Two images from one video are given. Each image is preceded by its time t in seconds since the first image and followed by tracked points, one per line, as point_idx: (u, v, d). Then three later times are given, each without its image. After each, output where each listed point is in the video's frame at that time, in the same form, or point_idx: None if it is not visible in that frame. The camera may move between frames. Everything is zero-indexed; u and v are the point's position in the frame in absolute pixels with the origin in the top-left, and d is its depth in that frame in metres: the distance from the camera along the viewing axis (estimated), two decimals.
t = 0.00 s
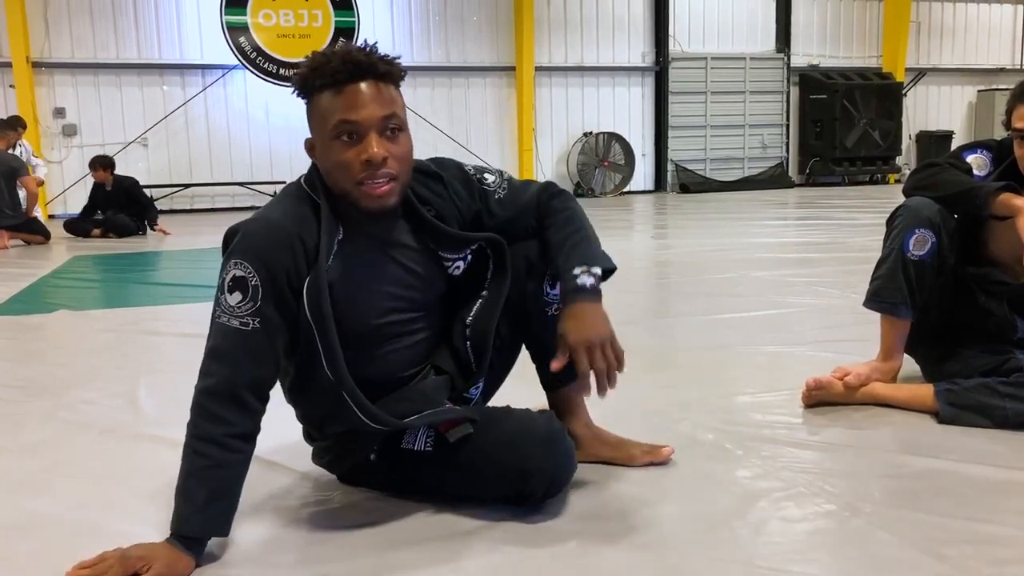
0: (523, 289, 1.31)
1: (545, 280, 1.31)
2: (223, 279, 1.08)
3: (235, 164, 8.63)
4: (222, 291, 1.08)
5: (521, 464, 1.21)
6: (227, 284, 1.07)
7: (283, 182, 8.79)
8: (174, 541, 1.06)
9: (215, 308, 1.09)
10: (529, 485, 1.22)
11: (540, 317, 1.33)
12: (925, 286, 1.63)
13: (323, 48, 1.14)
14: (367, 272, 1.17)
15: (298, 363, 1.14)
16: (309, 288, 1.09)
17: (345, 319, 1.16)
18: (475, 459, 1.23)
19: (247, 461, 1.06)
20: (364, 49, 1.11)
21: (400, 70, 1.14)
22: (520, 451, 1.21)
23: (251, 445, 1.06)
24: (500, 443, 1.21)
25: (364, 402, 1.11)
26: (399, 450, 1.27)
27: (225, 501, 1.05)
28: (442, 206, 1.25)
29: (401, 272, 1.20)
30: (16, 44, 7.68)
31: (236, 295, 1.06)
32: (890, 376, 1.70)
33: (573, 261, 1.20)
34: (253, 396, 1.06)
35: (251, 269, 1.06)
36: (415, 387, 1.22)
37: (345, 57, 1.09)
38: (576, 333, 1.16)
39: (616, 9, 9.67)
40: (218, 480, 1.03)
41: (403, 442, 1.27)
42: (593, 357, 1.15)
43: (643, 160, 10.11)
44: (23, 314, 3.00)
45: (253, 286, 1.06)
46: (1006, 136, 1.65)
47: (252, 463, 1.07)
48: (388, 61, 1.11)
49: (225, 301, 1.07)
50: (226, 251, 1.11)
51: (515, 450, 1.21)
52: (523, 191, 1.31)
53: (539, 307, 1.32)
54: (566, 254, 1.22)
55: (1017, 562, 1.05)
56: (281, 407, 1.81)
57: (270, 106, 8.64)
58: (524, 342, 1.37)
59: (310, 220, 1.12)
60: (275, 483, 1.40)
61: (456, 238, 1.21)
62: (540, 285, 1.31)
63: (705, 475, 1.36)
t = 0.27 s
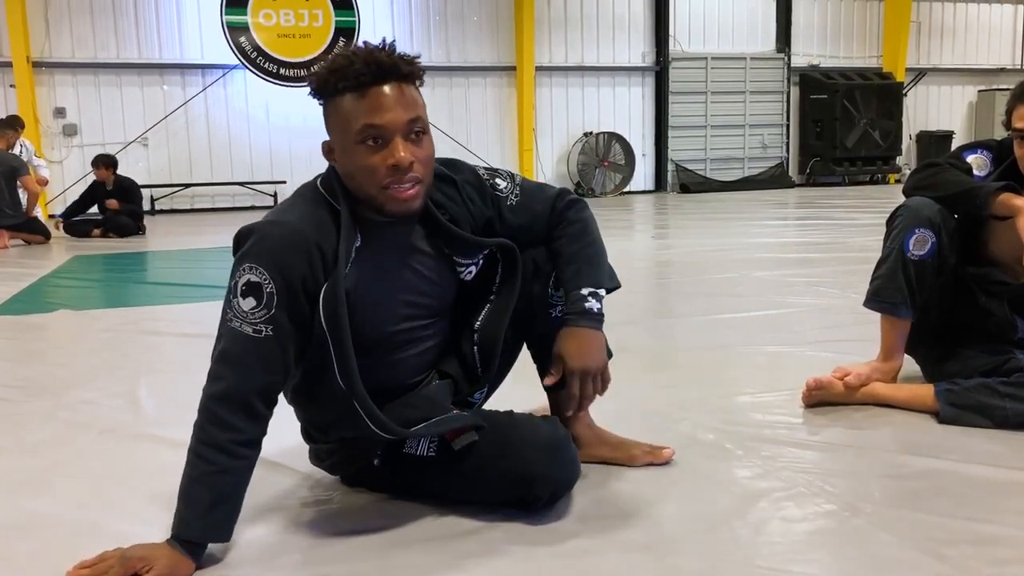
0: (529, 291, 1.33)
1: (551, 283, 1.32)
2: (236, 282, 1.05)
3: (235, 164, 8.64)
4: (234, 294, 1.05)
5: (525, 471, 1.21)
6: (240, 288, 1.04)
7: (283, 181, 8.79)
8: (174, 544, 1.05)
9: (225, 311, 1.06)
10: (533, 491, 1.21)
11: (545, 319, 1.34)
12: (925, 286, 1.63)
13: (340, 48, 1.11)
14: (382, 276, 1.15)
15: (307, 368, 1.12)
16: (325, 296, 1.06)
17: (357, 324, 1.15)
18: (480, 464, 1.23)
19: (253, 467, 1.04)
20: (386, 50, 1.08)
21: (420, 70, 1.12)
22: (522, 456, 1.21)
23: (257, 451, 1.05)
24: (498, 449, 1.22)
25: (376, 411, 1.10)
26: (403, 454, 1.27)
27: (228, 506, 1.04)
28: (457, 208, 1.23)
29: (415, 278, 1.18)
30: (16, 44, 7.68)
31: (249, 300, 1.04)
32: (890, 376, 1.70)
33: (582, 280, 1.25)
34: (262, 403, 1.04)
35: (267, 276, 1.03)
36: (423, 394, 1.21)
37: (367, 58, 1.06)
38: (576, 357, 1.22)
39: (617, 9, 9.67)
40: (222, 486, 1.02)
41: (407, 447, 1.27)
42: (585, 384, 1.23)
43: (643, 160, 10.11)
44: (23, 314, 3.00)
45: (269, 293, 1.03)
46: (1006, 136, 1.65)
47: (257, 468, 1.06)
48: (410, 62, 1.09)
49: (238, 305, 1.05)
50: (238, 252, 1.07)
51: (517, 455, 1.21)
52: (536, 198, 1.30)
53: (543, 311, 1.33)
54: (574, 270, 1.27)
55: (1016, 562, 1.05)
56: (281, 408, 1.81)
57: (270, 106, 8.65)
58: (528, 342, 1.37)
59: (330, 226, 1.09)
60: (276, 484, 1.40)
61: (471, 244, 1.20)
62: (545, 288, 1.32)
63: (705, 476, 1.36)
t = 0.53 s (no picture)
0: (531, 294, 1.33)
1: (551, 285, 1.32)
2: (243, 285, 1.05)
3: (235, 163, 8.64)
4: (240, 298, 1.05)
5: (527, 475, 1.20)
6: (247, 291, 1.04)
7: (284, 182, 8.79)
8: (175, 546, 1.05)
9: (231, 314, 1.06)
10: (535, 495, 1.21)
11: (547, 320, 1.33)
12: (925, 287, 1.63)
13: (352, 51, 1.10)
14: (389, 280, 1.15)
15: (312, 372, 1.12)
16: (333, 302, 1.06)
17: (362, 329, 1.14)
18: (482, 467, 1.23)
19: (254, 471, 1.04)
20: (399, 54, 1.07)
21: (431, 75, 1.12)
22: (524, 459, 1.21)
23: (260, 455, 1.05)
24: (501, 451, 1.22)
25: (381, 417, 1.10)
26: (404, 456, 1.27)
27: (230, 510, 1.03)
28: (463, 211, 1.23)
29: (421, 283, 1.18)
30: (16, 44, 7.68)
31: (256, 304, 1.04)
32: (891, 377, 1.70)
33: (584, 283, 1.25)
34: (266, 408, 1.04)
35: (274, 281, 1.03)
36: (426, 398, 1.21)
37: (380, 64, 1.06)
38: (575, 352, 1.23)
39: (617, 9, 9.67)
40: (224, 490, 1.02)
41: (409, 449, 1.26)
42: (587, 385, 1.24)
43: (643, 161, 10.11)
44: (23, 314, 3.00)
45: (276, 298, 1.03)
46: (1006, 137, 1.65)
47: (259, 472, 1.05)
48: (422, 67, 1.08)
49: (245, 309, 1.04)
50: (244, 254, 1.07)
51: (519, 457, 1.21)
52: (540, 202, 1.30)
53: (546, 312, 1.33)
54: (577, 273, 1.27)
55: (1017, 563, 1.05)
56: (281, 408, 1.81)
57: (270, 106, 8.65)
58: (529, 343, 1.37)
59: (339, 231, 1.09)
60: (277, 485, 1.40)
61: (477, 248, 1.20)
62: (546, 290, 1.32)
63: (706, 476, 1.36)
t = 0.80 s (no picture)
0: (532, 295, 1.33)
1: (553, 286, 1.32)
2: (242, 285, 1.05)
3: (235, 164, 8.65)
4: (239, 297, 1.05)
5: (527, 477, 1.20)
6: (246, 291, 1.04)
7: (284, 182, 8.79)
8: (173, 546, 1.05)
9: (230, 314, 1.06)
10: (536, 496, 1.21)
11: (548, 321, 1.33)
12: (925, 288, 1.63)
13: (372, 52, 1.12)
14: (390, 283, 1.15)
15: (312, 373, 1.12)
16: (334, 303, 1.06)
17: (363, 331, 1.14)
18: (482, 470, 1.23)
19: (253, 471, 1.04)
20: (415, 56, 1.08)
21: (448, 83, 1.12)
22: (525, 460, 1.21)
23: (258, 455, 1.05)
24: (501, 451, 1.22)
25: (380, 420, 1.10)
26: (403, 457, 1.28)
27: (228, 511, 1.04)
28: (465, 214, 1.23)
29: (423, 286, 1.18)
30: (16, 44, 7.68)
31: (255, 305, 1.04)
32: (890, 377, 1.70)
33: (587, 286, 1.27)
34: (264, 408, 1.04)
35: (273, 281, 1.03)
36: (427, 400, 1.21)
37: (394, 64, 1.07)
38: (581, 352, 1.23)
39: (617, 10, 9.67)
40: (222, 489, 1.02)
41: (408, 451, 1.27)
42: (591, 387, 1.23)
43: (644, 161, 10.12)
44: (23, 314, 3.01)
45: (274, 299, 1.03)
46: (1006, 137, 1.65)
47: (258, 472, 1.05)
48: (436, 72, 1.09)
49: (244, 309, 1.05)
50: (244, 254, 1.07)
51: (520, 458, 1.21)
52: (543, 205, 1.30)
53: (547, 314, 1.33)
54: (581, 274, 1.28)
55: (1017, 564, 1.05)
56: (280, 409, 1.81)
57: (270, 106, 8.66)
58: (529, 344, 1.37)
59: (340, 232, 1.09)
60: (277, 485, 1.40)
61: (479, 252, 1.20)
62: (547, 292, 1.32)
63: (705, 476, 1.36)
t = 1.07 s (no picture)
0: (532, 296, 1.33)
1: (553, 287, 1.32)
2: (243, 287, 1.05)
3: (235, 165, 8.65)
4: (241, 299, 1.05)
5: (528, 478, 1.20)
6: (247, 293, 1.04)
7: (284, 183, 8.79)
8: (174, 548, 1.05)
9: (231, 315, 1.06)
10: (536, 498, 1.21)
11: (547, 322, 1.33)
12: (925, 288, 1.63)
13: (370, 53, 1.11)
14: (390, 284, 1.15)
15: (313, 375, 1.12)
16: (335, 305, 1.06)
17: (364, 332, 1.14)
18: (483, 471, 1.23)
19: (254, 473, 1.04)
20: (414, 60, 1.08)
21: (446, 85, 1.12)
22: (526, 462, 1.21)
23: (259, 457, 1.05)
24: (500, 452, 1.22)
25: (381, 422, 1.10)
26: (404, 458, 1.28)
27: (228, 513, 1.04)
28: (466, 215, 1.23)
29: (423, 287, 1.18)
30: (16, 45, 7.68)
31: (256, 307, 1.04)
32: (890, 378, 1.70)
33: (585, 289, 1.27)
34: (265, 409, 1.04)
35: (274, 283, 1.03)
36: (427, 402, 1.21)
37: (394, 68, 1.06)
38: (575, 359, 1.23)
39: (617, 10, 9.67)
40: (223, 491, 1.02)
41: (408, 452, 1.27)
42: (587, 392, 1.24)
43: (644, 162, 10.12)
44: (23, 314, 3.01)
45: (276, 301, 1.03)
46: (1006, 138, 1.65)
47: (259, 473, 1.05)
48: (435, 76, 1.08)
49: (246, 312, 1.04)
50: (245, 254, 1.07)
51: (520, 459, 1.21)
52: (544, 207, 1.30)
53: (547, 314, 1.33)
54: (580, 276, 1.28)
55: (1018, 564, 1.05)
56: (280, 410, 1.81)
57: (270, 107, 8.67)
58: (529, 345, 1.37)
59: (340, 234, 1.09)
60: (277, 486, 1.40)
61: (480, 253, 1.20)
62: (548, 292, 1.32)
63: (706, 477, 1.36)
